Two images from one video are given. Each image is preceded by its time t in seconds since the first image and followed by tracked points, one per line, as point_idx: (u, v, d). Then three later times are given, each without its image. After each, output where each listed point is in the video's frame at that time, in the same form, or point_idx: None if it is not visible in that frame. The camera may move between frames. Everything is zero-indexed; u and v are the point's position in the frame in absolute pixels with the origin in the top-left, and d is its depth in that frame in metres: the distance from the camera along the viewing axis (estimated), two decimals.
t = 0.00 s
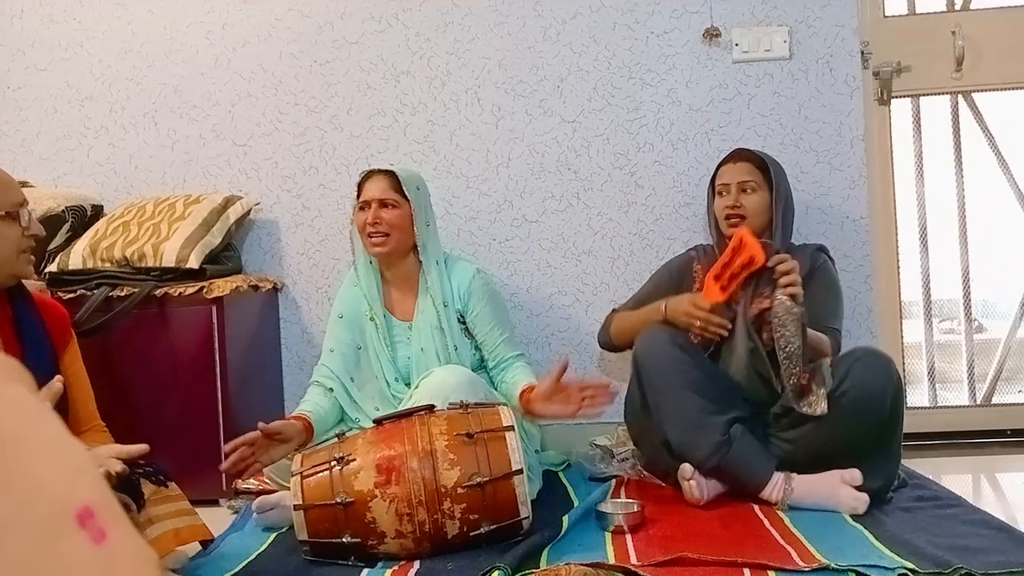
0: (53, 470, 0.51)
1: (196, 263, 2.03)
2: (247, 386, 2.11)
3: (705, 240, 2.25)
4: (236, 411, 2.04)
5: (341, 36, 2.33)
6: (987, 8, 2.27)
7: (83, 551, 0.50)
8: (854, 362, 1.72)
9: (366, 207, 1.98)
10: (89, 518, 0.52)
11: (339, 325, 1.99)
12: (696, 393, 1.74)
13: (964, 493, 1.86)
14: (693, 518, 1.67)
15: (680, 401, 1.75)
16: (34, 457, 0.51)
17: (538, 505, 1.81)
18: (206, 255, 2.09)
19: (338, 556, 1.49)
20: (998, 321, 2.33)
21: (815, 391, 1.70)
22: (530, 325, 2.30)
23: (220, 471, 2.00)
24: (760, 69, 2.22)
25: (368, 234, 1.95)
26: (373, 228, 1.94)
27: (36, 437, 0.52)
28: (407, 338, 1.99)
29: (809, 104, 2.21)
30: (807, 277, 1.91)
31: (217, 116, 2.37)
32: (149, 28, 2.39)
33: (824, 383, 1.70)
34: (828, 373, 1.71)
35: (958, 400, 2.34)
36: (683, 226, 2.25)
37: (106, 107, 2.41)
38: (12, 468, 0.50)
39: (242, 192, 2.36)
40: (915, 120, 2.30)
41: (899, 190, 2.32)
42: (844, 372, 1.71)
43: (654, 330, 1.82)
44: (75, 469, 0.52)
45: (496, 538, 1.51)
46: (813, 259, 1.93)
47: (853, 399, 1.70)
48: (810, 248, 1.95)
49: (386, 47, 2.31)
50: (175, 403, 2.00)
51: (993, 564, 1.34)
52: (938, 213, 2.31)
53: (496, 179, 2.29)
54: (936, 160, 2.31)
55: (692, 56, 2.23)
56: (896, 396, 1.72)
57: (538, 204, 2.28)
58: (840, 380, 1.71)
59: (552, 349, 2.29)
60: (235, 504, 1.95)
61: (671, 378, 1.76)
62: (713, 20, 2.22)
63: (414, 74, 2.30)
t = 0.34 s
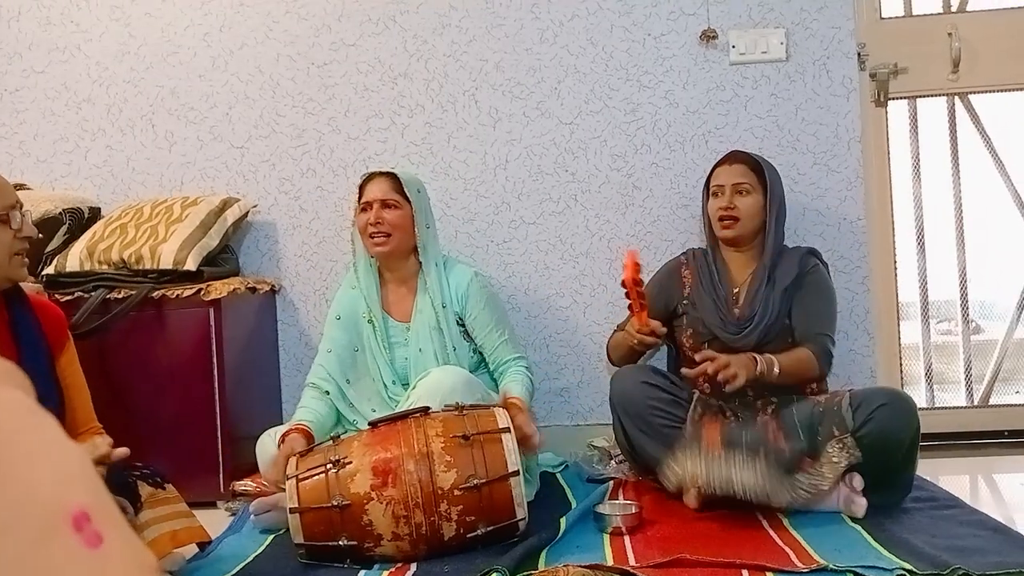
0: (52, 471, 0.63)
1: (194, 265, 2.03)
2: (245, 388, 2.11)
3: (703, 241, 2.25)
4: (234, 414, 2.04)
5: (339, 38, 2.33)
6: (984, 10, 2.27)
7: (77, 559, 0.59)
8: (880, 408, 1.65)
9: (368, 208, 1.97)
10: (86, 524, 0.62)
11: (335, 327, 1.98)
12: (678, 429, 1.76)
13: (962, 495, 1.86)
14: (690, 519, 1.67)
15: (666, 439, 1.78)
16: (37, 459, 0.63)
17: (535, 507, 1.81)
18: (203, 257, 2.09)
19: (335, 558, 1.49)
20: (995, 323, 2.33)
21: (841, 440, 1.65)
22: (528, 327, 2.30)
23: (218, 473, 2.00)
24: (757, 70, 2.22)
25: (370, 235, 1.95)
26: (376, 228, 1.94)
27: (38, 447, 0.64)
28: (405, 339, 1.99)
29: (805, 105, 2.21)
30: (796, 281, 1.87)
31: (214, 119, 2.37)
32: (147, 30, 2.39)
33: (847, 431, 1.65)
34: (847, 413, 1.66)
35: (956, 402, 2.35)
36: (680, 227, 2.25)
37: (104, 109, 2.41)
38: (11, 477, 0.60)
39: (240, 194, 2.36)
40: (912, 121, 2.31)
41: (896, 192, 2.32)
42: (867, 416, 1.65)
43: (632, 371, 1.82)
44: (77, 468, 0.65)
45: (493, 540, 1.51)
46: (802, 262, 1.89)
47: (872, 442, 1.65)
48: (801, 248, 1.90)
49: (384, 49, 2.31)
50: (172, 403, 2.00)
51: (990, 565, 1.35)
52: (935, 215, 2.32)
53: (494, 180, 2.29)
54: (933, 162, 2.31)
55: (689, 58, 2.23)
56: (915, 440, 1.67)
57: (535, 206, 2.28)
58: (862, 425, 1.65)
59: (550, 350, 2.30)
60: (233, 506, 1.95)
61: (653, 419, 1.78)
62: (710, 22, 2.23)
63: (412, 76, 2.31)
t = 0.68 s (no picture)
0: (52, 466, 0.42)
1: (196, 266, 2.03)
2: (248, 389, 2.11)
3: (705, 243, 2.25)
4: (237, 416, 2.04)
5: (341, 39, 2.33)
6: (986, 11, 2.27)
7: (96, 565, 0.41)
8: (886, 409, 1.63)
9: (369, 209, 1.97)
10: (101, 528, 0.43)
11: (337, 333, 2.00)
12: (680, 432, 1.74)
13: (964, 496, 1.85)
14: (693, 521, 1.67)
15: (667, 443, 1.75)
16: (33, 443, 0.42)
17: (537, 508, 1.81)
18: (206, 258, 2.10)
19: (337, 559, 1.49)
20: (998, 324, 2.33)
21: (847, 440, 1.63)
22: (531, 329, 2.30)
23: (220, 475, 2.00)
24: (759, 72, 2.22)
25: (372, 237, 1.95)
26: (377, 229, 1.95)
27: (37, 417, 0.43)
28: (405, 339, 1.98)
29: (808, 106, 2.21)
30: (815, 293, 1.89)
31: (217, 120, 2.38)
32: (149, 32, 2.39)
33: (854, 432, 1.62)
34: (853, 415, 1.64)
35: (958, 403, 2.35)
36: (682, 229, 2.26)
37: (107, 111, 2.41)
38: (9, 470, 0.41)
39: (242, 195, 2.36)
40: (914, 122, 2.31)
41: (898, 193, 2.32)
42: (873, 417, 1.63)
43: (629, 377, 1.81)
44: (82, 465, 0.43)
45: (495, 541, 1.51)
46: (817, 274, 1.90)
47: (876, 444, 1.62)
48: (816, 261, 1.92)
49: (386, 50, 2.32)
50: (176, 404, 1.99)
51: (992, 566, 1.34)
52: (937, 216, 2.32)
53: (496, 182, 2.29)
54: (935, 163, 2.31)
55: (690, 59, 2.24)
56: (919, 444, 1.65)
57: (537, 208, 2.28)
58: (868, 425, 1.63)
59: (552, 352, 2.30)
60: (235, 507, 1.95)
61: (651, 423, 1.77)
62: (711, 24, 2.23)
63: (414, 77, 2.31)
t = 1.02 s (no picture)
0: (51, 465, 0.43)
1: (194, 265, 2.03)
2: (246, 388, 2.11)
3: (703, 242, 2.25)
4: (235, 414, 2.04)
5: (340, 38, 2.33)
6: (985, 11, 2.27)
7: (87, 559, 0.41)
8: (890, 413, 1.66)
9: (369, 207, 1.97)
10: (87, 522, 0.42)
11: (335, 327, 1.99)
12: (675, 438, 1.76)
13: (962, 496, 1.85)
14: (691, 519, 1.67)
15: (661, 449, 1.77)
16: (33, 439, 0.43)
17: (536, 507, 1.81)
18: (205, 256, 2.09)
19: (336, 557, 1.49)
20: (996, 324, 2.33)
21: (849, 442, 1.65)
22: (530, 328, 2.30)
23: (219, 473, 2.00)
24: (759, 71, 2.22)
25: (373, 234, 1.95)
26: (377, 227, 1.94)
27: (33, 417, 0.44)
28: (405, 333, 1.98)
29: (806, 106, 2.21)
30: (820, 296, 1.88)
31: (215, 118, 2.37)
32: (148, 29, 2.39)
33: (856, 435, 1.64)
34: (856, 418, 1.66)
35: (956, 402, 2.35)
36: (681, 228, 2.26)
37: (105, 109, 2.41)
38: (8, 462, 0.41)
39: (240, 193, 2.36)
40: (913, 122, 2.31)
41: (897, 193, 2.32)
42: (876, 420, 1.66)
43: (620, 386, 1.81)
44: (77, 465, 0.44)
45: (494, 540, 1.51)
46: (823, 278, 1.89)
47: (879, 446, 1.64)
48: (822, 265, 1.90)
49: (385, 48, 2.31)
50: (174, 402, 1.99)
51: (990, 565, 1.35)
52: (936, 216, 2.32)
53: (495, 181, 2.29)
54: (934, 163, 2.31)
55: (689, 58, 2.23)
56: (921, 449, 1.66)
57: (536, 207, 2.28)
58: (871, 428, 1.65)
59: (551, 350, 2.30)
60: (233, 506, 1.95)
61: (644, 431, 1.78)
62: (711, 23, 2.23)
63: (413, 75, 2.30)
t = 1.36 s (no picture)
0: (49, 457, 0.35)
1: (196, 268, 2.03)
2: (248, 391, 2.11)
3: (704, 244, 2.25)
4: (237, 416, 2.04)
5: (341, 40, 2.33)
6: (986, 12, 2.27)
7: (85, 561, 0.34)
8: (894, 416, 1.66)
9: (368, 210, 1.97)
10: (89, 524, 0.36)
11: (336, 330, 1.99)
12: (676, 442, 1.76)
13: (963, 497, 1.85)
14: (691, 522, 1.67)
15: (662, 453, 1.77)
16: (34, 434, 0.36)
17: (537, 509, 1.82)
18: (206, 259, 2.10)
19: (337, 560, 1.49)
20: (997, 325, 2.33)
21: (854, 445, 1.64)
22: (531, 330, 2.30)
23: (219, 475, 2.00)
24: (759, 73, 2.22)
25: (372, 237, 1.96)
26: (377, 229, 1.95)
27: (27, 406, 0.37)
28: (406, 335, 1.99)
29: (807, 107, 2.21)
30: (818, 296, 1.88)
31: (216, 121, 2.38)
32: (149, 33, 2.39)
33: (861, 438, 1.63)
34: (862, 422, 1.65)
35: (958, 404, 2.35)
36: (682, 230, 2.26)
37: (107, 112, 2.41)
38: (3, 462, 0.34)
39: (241, 196, 2.37)
40: (914, 123, 2.30)
41: (898, 194, 2.31)
42: (880, 423, 1.66)
43: (620, 391, 1.81)
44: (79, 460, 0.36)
45: (494, 542, 1.51)
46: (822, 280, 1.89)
47: (883, 449, 1.65)
48: (821, 267, 1.90)
49: (386, 51, 2.32)
50: (175, 404, 2.00)
51: (992, 566, 1.34)
52: (937, 217, 2.32)
53: (496, 183, 2.29)
54: (935, 164, 2.31)
55: (689, 59, 2.24)
56: (924, 452, 1.66)
57: (537, 208, 2.28)
58: (876, 432, 1.65)
59: (552, 353, 2.30)
60: (234, 508, 1.95)
61: (644, 433, 1.77)
62: (711, 25, 2.23)
63: (413, 78, 2.31)
